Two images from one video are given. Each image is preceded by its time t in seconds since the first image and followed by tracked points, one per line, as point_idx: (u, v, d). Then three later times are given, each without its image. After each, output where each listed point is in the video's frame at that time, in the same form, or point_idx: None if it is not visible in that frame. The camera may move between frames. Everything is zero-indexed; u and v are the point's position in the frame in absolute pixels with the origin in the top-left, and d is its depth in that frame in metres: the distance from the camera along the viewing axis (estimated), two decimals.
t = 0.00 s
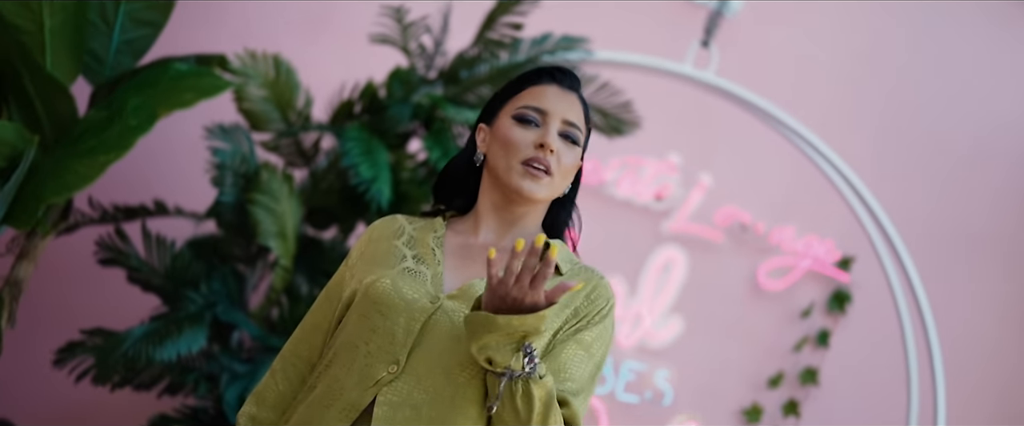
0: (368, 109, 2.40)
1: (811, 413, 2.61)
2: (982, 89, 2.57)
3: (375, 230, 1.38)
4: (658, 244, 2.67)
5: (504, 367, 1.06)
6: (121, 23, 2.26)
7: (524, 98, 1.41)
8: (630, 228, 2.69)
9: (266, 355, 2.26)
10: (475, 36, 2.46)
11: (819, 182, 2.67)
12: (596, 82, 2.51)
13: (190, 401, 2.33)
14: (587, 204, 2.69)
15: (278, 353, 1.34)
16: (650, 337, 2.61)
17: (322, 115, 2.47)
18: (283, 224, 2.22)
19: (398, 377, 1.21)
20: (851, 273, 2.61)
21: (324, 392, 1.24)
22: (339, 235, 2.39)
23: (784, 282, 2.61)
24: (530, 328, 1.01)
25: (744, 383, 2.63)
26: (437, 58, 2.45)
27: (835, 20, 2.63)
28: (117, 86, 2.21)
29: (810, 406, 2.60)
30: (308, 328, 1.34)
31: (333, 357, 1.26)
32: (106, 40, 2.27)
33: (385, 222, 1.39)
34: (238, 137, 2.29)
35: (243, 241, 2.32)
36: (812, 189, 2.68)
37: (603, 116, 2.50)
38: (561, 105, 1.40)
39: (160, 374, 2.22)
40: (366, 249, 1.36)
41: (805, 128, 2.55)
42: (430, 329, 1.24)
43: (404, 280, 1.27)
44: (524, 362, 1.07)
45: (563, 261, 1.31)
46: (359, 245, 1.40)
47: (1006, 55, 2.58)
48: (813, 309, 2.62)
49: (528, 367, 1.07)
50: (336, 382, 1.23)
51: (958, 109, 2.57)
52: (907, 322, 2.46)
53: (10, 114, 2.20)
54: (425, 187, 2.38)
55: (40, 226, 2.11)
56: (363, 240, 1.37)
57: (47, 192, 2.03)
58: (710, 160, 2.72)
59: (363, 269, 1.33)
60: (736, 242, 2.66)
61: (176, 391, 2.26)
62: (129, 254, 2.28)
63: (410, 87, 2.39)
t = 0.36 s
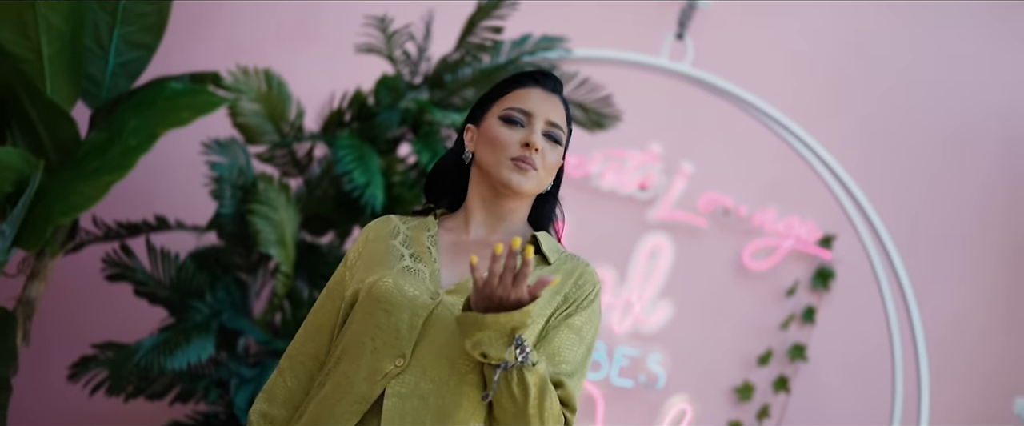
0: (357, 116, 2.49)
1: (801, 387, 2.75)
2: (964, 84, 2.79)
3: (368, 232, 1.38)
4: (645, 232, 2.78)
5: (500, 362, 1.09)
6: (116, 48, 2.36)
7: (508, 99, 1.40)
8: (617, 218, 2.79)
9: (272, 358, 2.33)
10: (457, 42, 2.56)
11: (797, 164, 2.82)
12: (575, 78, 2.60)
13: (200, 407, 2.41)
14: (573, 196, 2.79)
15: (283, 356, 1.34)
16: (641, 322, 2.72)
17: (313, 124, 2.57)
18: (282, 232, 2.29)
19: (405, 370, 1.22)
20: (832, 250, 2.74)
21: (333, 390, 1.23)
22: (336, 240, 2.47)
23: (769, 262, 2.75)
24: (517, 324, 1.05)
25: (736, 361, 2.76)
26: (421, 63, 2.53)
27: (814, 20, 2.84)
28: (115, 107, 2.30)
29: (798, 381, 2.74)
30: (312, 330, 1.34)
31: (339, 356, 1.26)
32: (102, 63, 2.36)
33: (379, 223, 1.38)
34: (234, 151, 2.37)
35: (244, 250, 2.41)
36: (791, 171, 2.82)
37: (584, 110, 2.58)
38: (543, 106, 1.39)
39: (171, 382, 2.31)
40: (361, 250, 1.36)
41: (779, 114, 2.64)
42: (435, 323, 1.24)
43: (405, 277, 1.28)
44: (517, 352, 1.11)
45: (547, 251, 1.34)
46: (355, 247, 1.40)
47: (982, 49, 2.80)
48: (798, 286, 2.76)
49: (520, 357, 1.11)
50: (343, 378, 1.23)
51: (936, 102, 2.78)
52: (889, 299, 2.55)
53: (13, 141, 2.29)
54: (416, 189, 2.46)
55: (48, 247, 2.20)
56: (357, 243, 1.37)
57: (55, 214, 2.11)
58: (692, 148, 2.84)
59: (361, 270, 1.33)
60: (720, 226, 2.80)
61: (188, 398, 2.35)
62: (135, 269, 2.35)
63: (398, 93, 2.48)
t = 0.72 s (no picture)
0: (346, 125, 2.57)
1: (788, 361, 2.93)
2: (935, 63, 2.97)
3: (361, 242, 1.46)
4: (631, 220, 2.92)
5: (549, 379, 1.23)
6: (109, 71, 2.44)
7: (486, 102, 1.49)
8: (603, 209, 2.94)
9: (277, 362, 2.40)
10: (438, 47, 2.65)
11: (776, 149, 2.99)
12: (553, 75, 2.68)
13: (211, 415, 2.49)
14: (560, 189, 2.92)
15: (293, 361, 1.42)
16: (630, 307, 2.82)
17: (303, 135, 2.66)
18: (280, 240, 2.37)
19: (405, 366, 1.30)
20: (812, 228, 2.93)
21: (340, 390, 1.32)
22: (332, 245, 2.57)
23: (751, 241, 2.92)
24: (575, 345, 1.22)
25: (726, 340, 2.93)
26: (404, 69, 2.63)
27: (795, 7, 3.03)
28: (112, 130, 2.38)
29: (787, 355, 2.92)
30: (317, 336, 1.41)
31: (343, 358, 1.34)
32: (96, 88, 2.43)
33: (372, 233, 1.47)
34: (230, 166, 2.44)
35: (244, 260, 2.49)
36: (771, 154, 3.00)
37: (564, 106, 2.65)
38: (515, 106, 1.47)
39: (182, 392, 2.38)
40: (356, 259, 1.44)
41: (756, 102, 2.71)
42: (430, 320, 1.31)
43: (400, 279, 1.35)
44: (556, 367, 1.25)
45: (531, 249, 1.42)
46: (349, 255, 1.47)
47: (953, 32, 2.98)
48: (782, 264, 2.95)
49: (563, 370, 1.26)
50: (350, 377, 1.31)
51: (906, 85, 2.97)
52: (871, 276, 2.65)
53: (17, 168, 2.37)
54: (407, 191, 2.54)
55: (56, 269, 2.28)
56: (352, 253, 1.45)
57: (61, 236, 2.18)
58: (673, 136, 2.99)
59: (358, 276, 1.40)
60: (703, 209, 2.96)
61: (200, 407, 2.42)
62: (141, 285, 2.44)
63: (384, 100, 2.56)
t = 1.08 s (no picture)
0: (335, 133, 2.65)
1: (774, 336, 3.07)
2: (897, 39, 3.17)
3: (357, 240, 1.55)
4: (615, 211, 3.04)
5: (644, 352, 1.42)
6: (103, 96, 2.51)
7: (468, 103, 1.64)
8: (588, 199, 3.08)
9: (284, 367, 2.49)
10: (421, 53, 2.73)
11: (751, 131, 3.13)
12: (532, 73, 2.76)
13: (223, 421, 2.58)
14: (545, 182, 3.07)
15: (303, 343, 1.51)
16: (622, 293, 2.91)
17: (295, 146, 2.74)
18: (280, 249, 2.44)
19: (425, 363, 1.43)
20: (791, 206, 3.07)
21: (361, 385, 1.44)
22: (329, 251, 2.65)
23: (733, 223, 3.05)
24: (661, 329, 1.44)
25: (715, 320, 3.08)
26: (387, 77, 2.72)
27: None
28: (110, 152, 2.45)
29: (775, 330, 3.08)
30: (321, 321, 1.51)
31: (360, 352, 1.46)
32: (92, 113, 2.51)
33: (367, 229, 1.56)
34: (226, 180, 2.54)
35: (244, 270, 2.56)
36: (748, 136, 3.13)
37: (545, 103, 2.72)
38: (495, 104, 1.62)
39: (193, 401, 2.46)
40: (357, 255, 1.53)
41: (731, 88, 2.80)
42: (446, 321, 1.44)
43: (413, 281, 1.47)
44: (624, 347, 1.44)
45: (524, 247, 1.58)
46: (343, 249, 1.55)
47: (913, 13, 3.18)
48: (764, 244, 3.09)
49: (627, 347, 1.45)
50: (372, 371, 1.43)
51: (868, 63, 3.17)
52: (850, 250, 2.75)
53: (21, 194, 2.45)
54: (398, 194, 2.62)
55: (65, 291, 2.35)
56: (346, 249, 1.53)
57: (69, 259, 2.26)
58: (652, 126, 3.13)
59: (365, 274, 1.51)
60: (684, 194, 3.10)
61: (211, 414, 2.51)
62: (147, 301, 2.52)
63: (370, 108, 2.64)
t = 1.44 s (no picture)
0: (326, 142, 2.69)
1: (763, 314, 3.17)
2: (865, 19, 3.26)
3: (369, 240, 1.49)
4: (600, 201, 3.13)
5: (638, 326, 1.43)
6: (99, 118, 2.59)
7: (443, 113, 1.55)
8: (574, 192, 3.17)
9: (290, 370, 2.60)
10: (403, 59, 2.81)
11: (727, 115, 3.21)
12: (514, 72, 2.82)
13: None
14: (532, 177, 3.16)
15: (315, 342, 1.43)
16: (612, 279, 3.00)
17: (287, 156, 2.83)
18: (279, 257, 2.52)
19: (447, 353, 1.38)
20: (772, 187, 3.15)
21: (385, 375, 1.38)
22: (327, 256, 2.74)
23: (716, 207, 3.15)
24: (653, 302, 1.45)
25: (704, 302, 3.17)
26: (372, 83, 2.80)
27: None
28: (110, 174, 2.53)
29: (762, 308, 3.17)
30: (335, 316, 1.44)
31: (379, 345, 1.40)
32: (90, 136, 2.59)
33: (378, 231, 1.49)
34: (223, 193, 2.62)
35: (246, 279, 2.66)
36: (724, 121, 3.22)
37: (528, 100, 2.81)
38: (469, 110, 1.52)
39: (204, 410, 2.53)
40: (367, 255, 1.47)
41: (705, 75, 2.90)
42: (464, 312, 1.40)
43: (429, 277, 1.42)
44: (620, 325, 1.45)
45: (523, 244, 1.52)
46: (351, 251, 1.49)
47: None
48: (747, 225, 3.18)
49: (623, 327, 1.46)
50: (393, 364, 1.38)
51: (837, 43, 3.26)
52: (830, 227, 2.84)
53: (26, 219, 2.53)
54: (390, 197, 2.72)
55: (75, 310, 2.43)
56: (361, 248, 1.48)
57: (77, 278, 2.34)
58: (632, 116, 3.22)
59: (377, 274, 1.45)
60: (666, 181, 3.19)
61: (222, 421, 2.58)
62: (153, 314, 2.59)
63: (358, 115, 2.71)
